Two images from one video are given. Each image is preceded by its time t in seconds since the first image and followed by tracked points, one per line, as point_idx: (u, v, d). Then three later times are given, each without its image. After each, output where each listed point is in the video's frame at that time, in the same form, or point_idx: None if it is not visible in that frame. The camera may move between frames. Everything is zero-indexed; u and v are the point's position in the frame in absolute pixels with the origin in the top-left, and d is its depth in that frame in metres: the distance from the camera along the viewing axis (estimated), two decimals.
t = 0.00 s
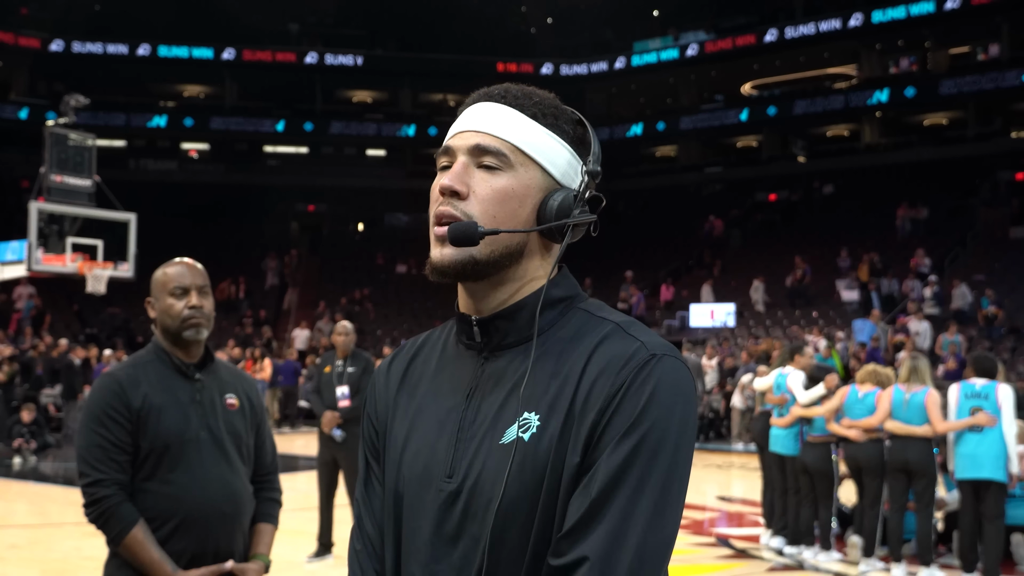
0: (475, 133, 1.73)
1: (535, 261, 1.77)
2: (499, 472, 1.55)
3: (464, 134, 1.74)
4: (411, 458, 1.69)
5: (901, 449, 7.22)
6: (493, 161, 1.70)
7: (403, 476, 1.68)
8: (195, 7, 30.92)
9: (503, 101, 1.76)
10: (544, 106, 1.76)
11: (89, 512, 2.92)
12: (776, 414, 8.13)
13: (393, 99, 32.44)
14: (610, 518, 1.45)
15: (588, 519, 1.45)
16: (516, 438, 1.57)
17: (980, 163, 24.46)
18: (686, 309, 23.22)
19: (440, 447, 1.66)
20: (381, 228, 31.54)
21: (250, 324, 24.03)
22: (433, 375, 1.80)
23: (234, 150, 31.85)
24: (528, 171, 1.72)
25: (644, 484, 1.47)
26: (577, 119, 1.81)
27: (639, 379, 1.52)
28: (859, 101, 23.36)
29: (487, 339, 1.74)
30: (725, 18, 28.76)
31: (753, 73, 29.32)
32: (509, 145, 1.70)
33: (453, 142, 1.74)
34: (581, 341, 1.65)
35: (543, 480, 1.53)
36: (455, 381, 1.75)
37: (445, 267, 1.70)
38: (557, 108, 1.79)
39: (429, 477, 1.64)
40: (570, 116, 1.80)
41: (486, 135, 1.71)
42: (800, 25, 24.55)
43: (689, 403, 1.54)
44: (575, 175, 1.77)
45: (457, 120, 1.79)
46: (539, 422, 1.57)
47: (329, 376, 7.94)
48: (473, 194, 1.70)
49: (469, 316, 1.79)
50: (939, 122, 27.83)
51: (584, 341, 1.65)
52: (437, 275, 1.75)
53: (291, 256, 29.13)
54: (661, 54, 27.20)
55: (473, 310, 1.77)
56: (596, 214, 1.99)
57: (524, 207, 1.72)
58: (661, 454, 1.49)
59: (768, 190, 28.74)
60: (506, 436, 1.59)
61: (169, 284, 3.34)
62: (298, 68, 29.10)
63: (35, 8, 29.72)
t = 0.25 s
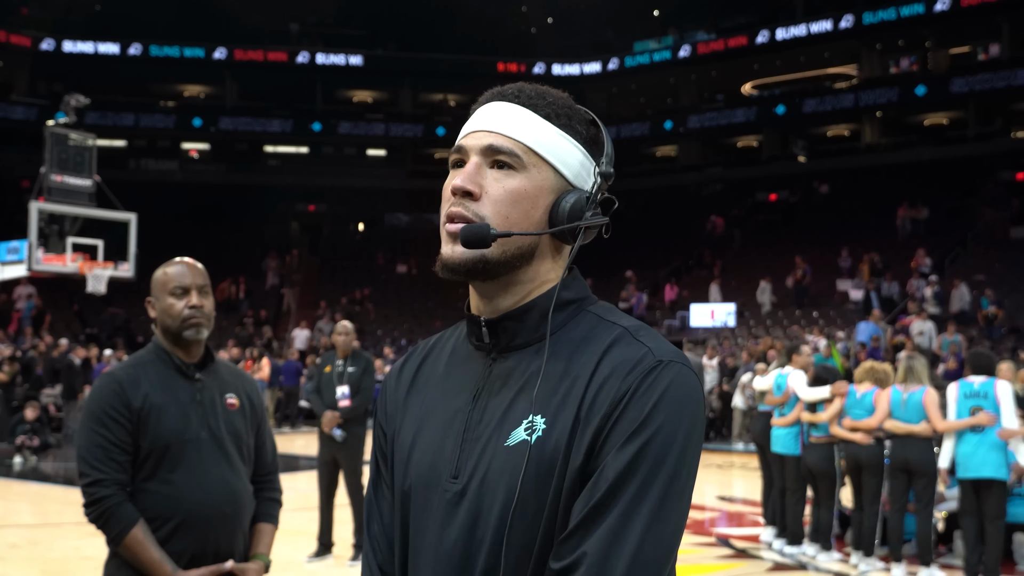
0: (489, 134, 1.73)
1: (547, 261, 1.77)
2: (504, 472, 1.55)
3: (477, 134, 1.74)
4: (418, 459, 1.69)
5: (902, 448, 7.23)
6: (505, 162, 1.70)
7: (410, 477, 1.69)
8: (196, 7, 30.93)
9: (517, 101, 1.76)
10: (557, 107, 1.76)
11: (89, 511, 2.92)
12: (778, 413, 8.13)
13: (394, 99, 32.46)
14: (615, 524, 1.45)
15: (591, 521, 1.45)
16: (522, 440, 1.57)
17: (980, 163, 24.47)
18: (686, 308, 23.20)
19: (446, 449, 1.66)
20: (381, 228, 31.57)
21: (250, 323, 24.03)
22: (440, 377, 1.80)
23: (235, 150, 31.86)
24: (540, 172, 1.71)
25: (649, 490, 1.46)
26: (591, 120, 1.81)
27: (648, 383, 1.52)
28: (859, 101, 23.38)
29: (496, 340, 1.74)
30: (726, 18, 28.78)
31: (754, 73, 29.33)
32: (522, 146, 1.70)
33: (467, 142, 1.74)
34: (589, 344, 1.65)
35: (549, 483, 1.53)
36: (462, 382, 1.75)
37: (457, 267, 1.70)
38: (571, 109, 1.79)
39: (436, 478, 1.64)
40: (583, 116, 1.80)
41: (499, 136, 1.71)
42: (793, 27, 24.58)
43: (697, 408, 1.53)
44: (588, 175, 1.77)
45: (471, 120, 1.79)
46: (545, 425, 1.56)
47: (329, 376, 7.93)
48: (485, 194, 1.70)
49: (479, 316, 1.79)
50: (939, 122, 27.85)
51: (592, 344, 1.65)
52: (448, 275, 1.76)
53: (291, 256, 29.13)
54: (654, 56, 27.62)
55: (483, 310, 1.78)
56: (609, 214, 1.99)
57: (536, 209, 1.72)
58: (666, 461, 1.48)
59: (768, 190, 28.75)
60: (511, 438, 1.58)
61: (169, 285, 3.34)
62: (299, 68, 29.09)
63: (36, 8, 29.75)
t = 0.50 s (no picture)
0: (496, 134, 1.73)
1: (553, 261, 1.77)
2: (508, 469, 1.56)
3: (485, 135, 1.75)
4: (423, 455, 1.70)
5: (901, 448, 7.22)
6: (511, 162, 1.71)
7: (415, 472, 1.70)
8: (196, 7, 30.94)
9: (526, 100, 1.76)
10: (566, 106, 1.76)
11: (89, 510, 2.92)
12: (779, 413, 8.15)
13: (394, 99, 32.48)
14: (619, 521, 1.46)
15: (599, 519, 1.45)
16: (525, 437, 1.57)
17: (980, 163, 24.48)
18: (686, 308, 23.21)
19: (451, 446, 1.67)
20: (382, 228, 31.59)
21: (251, 323, 24.03)
22: (443, 377, 1.81)
23: (235, 150, 31.87)
24: (548, 172, 1.71)
25: (654, 491, 1.47)
26: (601, 120, 1.81)
27: (651, 384, 1.52)
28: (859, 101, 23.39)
29: (503, 337, 1.75)
30: (726, 18, 28.78)
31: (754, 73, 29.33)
32: (529, 146, 1.71)
33: (475, 142, 1.75)
34: (595, 344, 1.65)
35: (552, 478, 1.53)
36: (467, 380, 1.76)
37: (463, 266, 1.72)
38: (580, 108, 1.78)
39: (440, 474, 1.65)
40: (593, 117, 1.80)
41: (507, 136, 1.72)
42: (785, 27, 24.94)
43: (702, 409, 1.53)
44: (596, 175, 1.77)
45: (480, 121, 1.80)
46: (548, 423, 1.57)
47: (330, 376, 7.93)
48: (491, 194, 1.71)
49: (485, 315, 1.80)
50: (940, 122, 27.87)
51: (597, 345, 1.65)
52: (455, 273, 1.77)
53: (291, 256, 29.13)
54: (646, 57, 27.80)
55: (491, 307, 1.79)
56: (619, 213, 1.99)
57: (542, 209, 1.72)
58: (672, 460, 1.48)
59: (769, 190, 28.78)
60: (514, 434, 1.59)
61: (169, 285, 3.34)
62: (300, 68, 29.09)
63: (36, 8, 29.78)
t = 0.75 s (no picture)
0: (504, 134, 1.74)
1: (561, 260, 1.78)
2: (510, 465, 1.57)
3: (493, 135, 1.76)
4: (426, 451, 1.70)
5: (900, 447, 7.18)
6: (518, 162, 1.72)
7: (417, 466, 1.71)
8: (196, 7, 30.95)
9: (532, 102, 1.77)
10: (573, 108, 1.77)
11: (88, 509, 2.92)
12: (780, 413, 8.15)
13: (395, 99, 32.49)
14: (621, 517, 1.47)
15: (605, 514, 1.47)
16: (527, 432, 1.58)
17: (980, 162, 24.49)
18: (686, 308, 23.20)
19: (454, 442, 1.67)
20: (382, 228, 31.61)
21: (251, 323, 24.03)
22: (446, 374, 1.82)
23: (235, 149, 31.88)
24: (555, 172, 1.72)
25: (656, 486, 1.48)
26: (607, 122, 1.82)
27: (655, 379, 1.53)
28: (859, 101, 23.41)
29: (506, 333, 1.76)
30: (726, 17, 28.80)
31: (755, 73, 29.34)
32: (536, 146, 1.71)
33: (483, 143, 1.76)
34: (598, 341, 1.66)
35: (555, 474, 1.54)
36: (470, 377, 1.76)
37: (472, 264, 1.72)
38: (586, 110, 1.79)
39: (443, 470, 1.66)
40: (599, 118, 1.81)
41: (514, 137, 1.73)
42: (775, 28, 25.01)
43: (705, 406, 1.54)
44: (603, 175, 1.78)
45: (487, 122, 1.80)
46: (550, 419, 1.58)
47: (330, 375, 7.93)
48: (500, 194, 1.72)
49: (491, 313, 1.81)
50: (940, 122, 27.89)
51: (600, 341, 1.66)
52: (463, 272, 1.77)
53: (291, 256, 29.13)
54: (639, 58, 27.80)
55: (496, 305, 1.79)
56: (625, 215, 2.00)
57: (550, 209, 1.73)
58: (675, 457, 1.50)
59: (769, 190, 28.82)
60: (516, 430, 1.60)
61: (168, 284, 3.35)
62: (300, 68, 29.10)
63: (36, 8, 29.80)
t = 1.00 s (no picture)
0: (509, 139, 1.76)
1: (565, 263, 1.79)
2: (515, 466, 1.58)
3: (499, 139, 1.77)
4: (431, 451, 1.72)
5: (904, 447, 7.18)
6: (524, 166, 1.73)
7: (422, 465, 1.72)
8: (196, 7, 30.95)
9: (537, 107, 1.78)
10: (576, 111, 1.78)
11: (88, 509, 2.94)
12: (782, 413, 8.15)
13: (395, 99, 32.51)
14: (625, 521, 1.48)
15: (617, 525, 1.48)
16: (533, 434, 1.59)
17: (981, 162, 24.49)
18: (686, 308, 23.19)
19: (459, 444, 1.68)
20: (383, 228, 31.62)
21: (252, 323, 24.04)
22: (450, 376, 1.83)
23: (236, 149, 31.90)
24: (559, 175, 1.74)
25: (661, 493, 1.49)
26: (609, 126, 1.84)
27: (662, 387, 1.54)
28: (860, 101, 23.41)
29: (512, 337, 1.77)
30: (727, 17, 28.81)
31: (755, 72, 29.35)
32: (540, 151, 1.73)
33: (487, 148, 1.77)
34: (603, 344, 1.67)
35: (561, 477, 1.55)
36: (475, 379, 1.78)
37: (477, 266, 1.73)
38: (589, 115, 1.80)
39: (448, 471, 1.67)
40: (602, 123, 1.82)
41: (519, 141, 1.74)
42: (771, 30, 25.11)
43: (709, 414, 1.56)
44: (606, 178, 1.79)
45: (492, 127, 1.81)
46: (556, 422, 1.58)
47: (330, 375, 7.94)
48: (505, 199, 1.73)
49: (496, 314, 1.81)
50: (941, 121, 27.92)
51: (605, 345, 1.67)
52: (469, 275, 1.78)
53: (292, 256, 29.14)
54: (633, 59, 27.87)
55: (501, 307, 1.80)
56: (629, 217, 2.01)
57: (554, 212, 1.74)
58: (681, 464, 1.51)
59: (769, 189, 28.85)
60: (522, 432, 1.61)
61: (167, 285, 3.36)
62: (302, 68, 29.12)
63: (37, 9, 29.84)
